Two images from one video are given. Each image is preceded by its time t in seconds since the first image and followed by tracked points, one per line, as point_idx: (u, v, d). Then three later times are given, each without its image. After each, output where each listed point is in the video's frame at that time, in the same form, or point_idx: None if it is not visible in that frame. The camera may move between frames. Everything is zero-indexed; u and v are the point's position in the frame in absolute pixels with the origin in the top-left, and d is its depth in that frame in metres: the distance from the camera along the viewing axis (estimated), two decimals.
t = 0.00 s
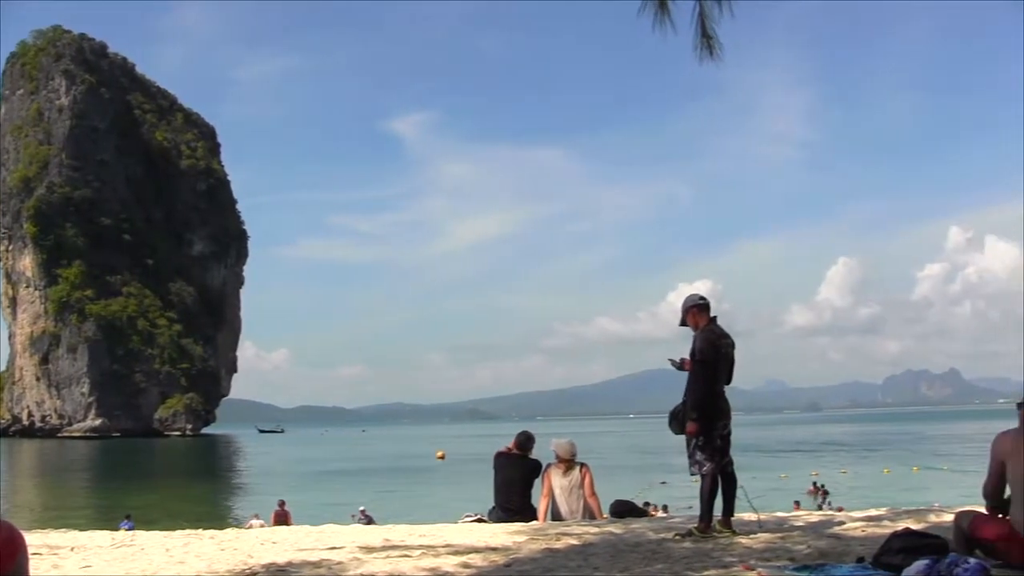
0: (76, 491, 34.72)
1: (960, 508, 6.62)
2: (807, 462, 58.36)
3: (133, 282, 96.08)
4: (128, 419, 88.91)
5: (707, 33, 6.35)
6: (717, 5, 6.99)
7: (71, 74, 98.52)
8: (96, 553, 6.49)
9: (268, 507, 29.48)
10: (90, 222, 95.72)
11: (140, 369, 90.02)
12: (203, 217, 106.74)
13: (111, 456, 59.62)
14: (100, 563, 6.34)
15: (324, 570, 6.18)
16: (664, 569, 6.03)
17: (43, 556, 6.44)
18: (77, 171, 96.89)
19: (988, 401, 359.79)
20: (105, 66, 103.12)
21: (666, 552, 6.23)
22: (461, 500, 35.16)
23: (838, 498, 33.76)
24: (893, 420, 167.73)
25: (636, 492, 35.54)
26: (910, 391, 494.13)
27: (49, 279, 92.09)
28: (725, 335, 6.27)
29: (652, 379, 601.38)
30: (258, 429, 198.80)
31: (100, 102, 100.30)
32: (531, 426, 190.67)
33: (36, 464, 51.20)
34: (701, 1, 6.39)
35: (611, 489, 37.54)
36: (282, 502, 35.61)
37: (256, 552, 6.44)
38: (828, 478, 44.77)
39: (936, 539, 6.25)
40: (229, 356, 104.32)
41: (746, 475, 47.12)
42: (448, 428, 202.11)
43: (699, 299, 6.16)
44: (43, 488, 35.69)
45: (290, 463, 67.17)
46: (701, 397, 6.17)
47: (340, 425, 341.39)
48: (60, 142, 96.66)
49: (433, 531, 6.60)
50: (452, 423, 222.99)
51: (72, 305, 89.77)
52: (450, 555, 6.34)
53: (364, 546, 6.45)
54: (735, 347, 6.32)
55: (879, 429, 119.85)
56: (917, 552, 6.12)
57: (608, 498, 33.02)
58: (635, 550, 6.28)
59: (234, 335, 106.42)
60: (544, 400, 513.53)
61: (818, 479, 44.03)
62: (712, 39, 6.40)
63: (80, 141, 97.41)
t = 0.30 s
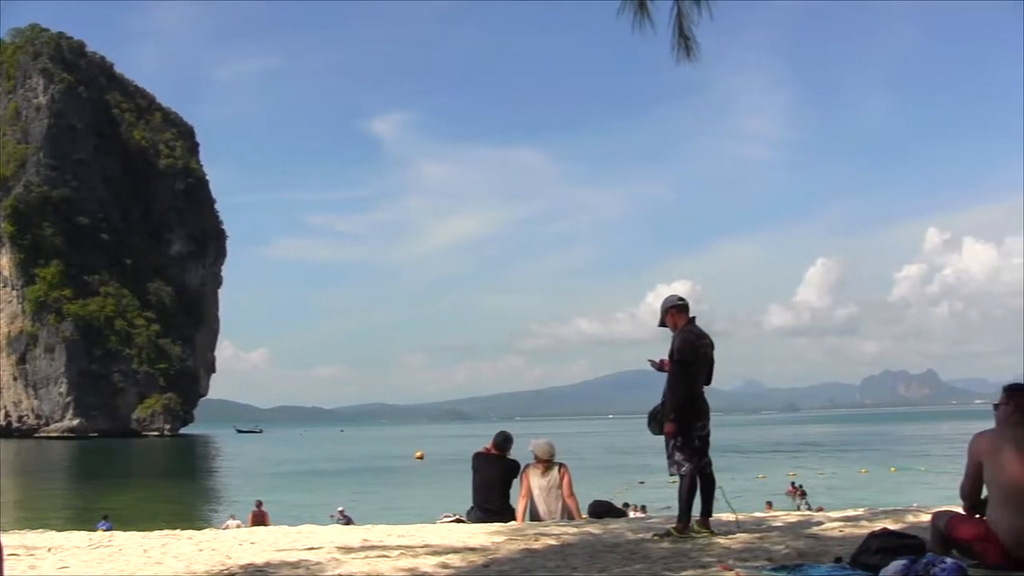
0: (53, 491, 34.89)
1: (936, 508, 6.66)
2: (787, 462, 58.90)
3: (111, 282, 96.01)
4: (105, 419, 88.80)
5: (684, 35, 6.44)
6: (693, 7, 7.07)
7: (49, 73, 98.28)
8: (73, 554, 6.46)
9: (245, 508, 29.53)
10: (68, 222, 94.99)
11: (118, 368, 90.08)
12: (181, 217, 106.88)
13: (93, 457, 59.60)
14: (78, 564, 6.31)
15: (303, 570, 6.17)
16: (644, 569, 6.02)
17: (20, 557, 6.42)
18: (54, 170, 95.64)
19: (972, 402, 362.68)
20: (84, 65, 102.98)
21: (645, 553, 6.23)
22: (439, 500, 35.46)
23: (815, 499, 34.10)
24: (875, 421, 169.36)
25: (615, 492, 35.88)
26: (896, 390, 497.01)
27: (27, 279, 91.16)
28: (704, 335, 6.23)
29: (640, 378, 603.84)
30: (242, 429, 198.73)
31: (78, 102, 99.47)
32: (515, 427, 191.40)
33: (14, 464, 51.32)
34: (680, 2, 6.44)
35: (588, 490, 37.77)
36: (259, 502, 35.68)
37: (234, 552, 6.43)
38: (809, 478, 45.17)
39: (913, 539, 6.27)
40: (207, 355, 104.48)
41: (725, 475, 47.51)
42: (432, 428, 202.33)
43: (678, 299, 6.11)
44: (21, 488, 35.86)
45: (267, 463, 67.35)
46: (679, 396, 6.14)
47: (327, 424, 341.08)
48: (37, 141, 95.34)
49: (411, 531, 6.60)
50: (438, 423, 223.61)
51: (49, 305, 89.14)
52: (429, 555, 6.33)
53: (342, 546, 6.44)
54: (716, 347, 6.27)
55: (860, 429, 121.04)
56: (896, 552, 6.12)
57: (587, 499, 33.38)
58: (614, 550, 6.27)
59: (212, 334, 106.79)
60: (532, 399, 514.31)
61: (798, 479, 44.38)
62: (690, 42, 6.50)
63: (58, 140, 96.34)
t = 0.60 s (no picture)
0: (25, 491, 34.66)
1: (910, 508, 6.70)
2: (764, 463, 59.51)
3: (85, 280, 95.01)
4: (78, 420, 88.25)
5: (663, 35, 6.40)
6: (668, 7, 7.05)
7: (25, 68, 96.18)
8: (46, 556, 6.42)
9: (220, 509, 29.41)
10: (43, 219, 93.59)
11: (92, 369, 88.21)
12: (157, 216, 105.78)
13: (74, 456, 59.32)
14: (50, 565, 6.28)
15: (277, 571, 6.15)
16: (618, 568, 6.03)
17: None
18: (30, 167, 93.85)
19: (952, 404, 366.50)
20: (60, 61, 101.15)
21: (619, 553, 6.24)
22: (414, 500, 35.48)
23: (790, 499, 34.48)
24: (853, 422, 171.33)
25: (591, 492, 36.04)
26: (880, 390, 500.63)
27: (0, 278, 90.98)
28: (680, 337, 6.21)
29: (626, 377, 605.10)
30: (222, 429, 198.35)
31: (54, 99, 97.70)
32: (496, 428, 192.10)
33: None
34: (658, 2, 6.40)
35: (564, 490, 37.97)
36: (234, 503, 35.57)
37: (207, 553, 6.41)
38: (787, 478, 45.63)
39: (887, 539, 6.29)
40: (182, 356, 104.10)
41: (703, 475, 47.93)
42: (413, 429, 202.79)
43: (652, 301, 6.06)
44: None
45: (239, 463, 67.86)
46: (654, 397, 6.11)
47: (313, 424, 340.19)
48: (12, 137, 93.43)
49: (385, 531, 6.59)
50: (420, 425, 223.38)
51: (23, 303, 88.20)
52: (404, 555, 6.33)
53: (317, 546, 6.43)
54: (691, 349, 6.25)
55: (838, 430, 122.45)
56: (869, 552, 6.14)
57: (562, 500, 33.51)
58: (588, 550, 6.28)
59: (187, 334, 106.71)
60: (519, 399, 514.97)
61: (776, 479, 44.82)
62: (668, 41, 6.44)
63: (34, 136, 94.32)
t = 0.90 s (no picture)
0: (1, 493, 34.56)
1: (888, 509, 6.72)
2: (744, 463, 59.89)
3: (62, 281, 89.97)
4: (56, 420, 88.93)
5: (640, 37, 6.39)
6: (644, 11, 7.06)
7: None
8: (23, 557, 6.40)
9: (196, 510, 29.36)
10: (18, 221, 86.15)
11: (68, 369, 89.05)
12: (134, 217, 106.27)
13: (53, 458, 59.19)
14: (27, 567, 6.25)
15: (255, 571, 6.12)
16: (596, 570, 6.02)
17: None
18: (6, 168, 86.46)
19: (931, 404, 370.68)
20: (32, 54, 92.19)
21: (597, 554, 6.23)
22: (393, 501, 35.53)
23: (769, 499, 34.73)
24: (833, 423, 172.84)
25: (569, 493, 36.19)
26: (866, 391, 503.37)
27: None
28: (658, 337, 6.18)
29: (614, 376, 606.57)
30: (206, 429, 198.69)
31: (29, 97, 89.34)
32: (478, 428, 192.80)
33: None
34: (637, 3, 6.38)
35: (543, 490, 38.09)
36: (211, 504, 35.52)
37: (186, 554, 6.39)
38: (768, 478, 45.97)
39: (865, 539, 6.29)
40: (158, 355, 106.17)
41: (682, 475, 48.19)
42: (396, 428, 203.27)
43: (630, 301, 6.03)
44: None
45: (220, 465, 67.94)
46: (633, 397, 6.09)
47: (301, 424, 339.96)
48: None
49: (365, 533, 6.58)
50: (404, 425, 223.80)
51: None
52: (382, 556, 6.32)
53: (294, 547, 6.41)
54: (669, 349, 6.24)
55: (818, 432, 123.56)
56: (847, 553, 6.15)
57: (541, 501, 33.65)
58: (566, 551, 6.28)
59: (162, 334, 108.44)
60: (507, 399, 515.56)
61: (756, 480, 45.11)
62: (645, 43, 6.46)
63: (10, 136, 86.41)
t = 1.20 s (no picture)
0: None
1: (864, 509, 6.74)
2: (724, 463, 60.27)
3: (38, 281, 91.58)
4: (32, 421, 85.70)
5: (615, 38, 6.48)
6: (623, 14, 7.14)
7: None
8: None
9: (171, 511, 29.24)
10: None
11: (45, 369, 86.27)
12: (110, 217, 104.64)
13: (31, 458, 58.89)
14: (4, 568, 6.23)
15: (231, 573, 6.10)
16: (573, 569, 6.02)
17: None
18: None
19: (908, 407, 374.62)
20: (11, 60, 94.92)
21: (574, 555, 6.23)
22: (369, 501, 35.46)
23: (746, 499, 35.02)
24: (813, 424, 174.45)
25: (547, 493, 36.26)
26: (851, 393, 505.95)
27: None
28: (634, 337, 6.19)
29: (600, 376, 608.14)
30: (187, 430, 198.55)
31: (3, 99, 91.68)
32: (461, 429, 193.37)
33: None
34: (612, 5, 6.43)
35: (522, 491, 38.22)
36: (186, 505, 35.37)
37: (161, 555, 6.36)
38: (747, 479, 46.24)
39: (840, 540, 6.30)
40: (134, 356, 104.85)
41: (659, 475, 48.39)
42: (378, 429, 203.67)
43: (606, 301, 6.03)
44: None
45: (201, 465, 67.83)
46: (609, 398, 6.10)
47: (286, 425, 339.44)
48: None
49: (341, 534, 6.57)
50: (386, 427, 224.14)
51: None
52: (358, 557, 6.31)
53: (271, 548, 6.40)
54: (645, 348, 6.24)
55: (799, 433, 124.67)
56: (824, 552, 6.15)
57: (518, 502, 33.68)
58: (543, 552, 6.28)
59: (137, 335, 106.87)
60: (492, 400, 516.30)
61: (735, 480, 45.29)
62: (620, 45, 6.56)
63: None
